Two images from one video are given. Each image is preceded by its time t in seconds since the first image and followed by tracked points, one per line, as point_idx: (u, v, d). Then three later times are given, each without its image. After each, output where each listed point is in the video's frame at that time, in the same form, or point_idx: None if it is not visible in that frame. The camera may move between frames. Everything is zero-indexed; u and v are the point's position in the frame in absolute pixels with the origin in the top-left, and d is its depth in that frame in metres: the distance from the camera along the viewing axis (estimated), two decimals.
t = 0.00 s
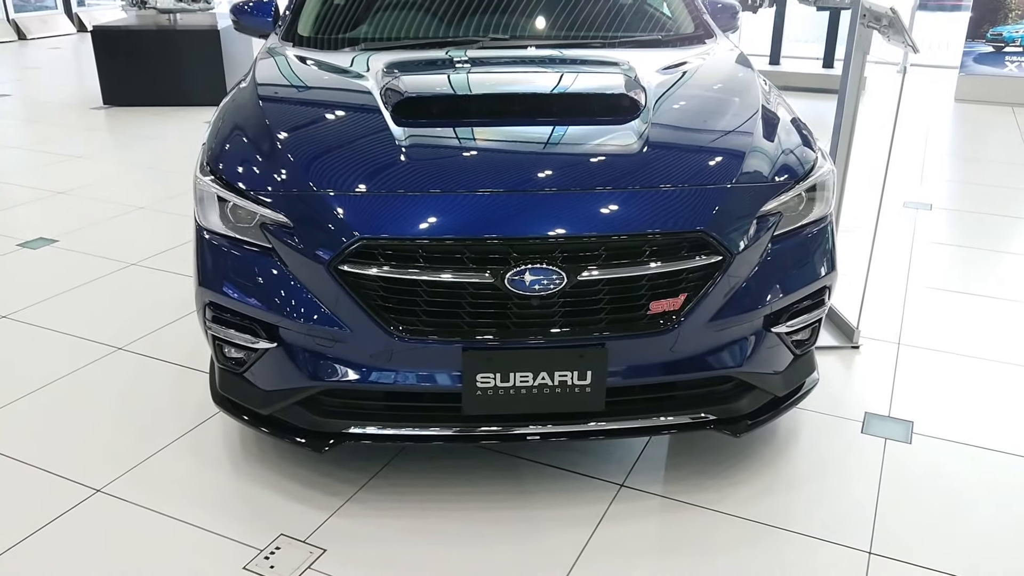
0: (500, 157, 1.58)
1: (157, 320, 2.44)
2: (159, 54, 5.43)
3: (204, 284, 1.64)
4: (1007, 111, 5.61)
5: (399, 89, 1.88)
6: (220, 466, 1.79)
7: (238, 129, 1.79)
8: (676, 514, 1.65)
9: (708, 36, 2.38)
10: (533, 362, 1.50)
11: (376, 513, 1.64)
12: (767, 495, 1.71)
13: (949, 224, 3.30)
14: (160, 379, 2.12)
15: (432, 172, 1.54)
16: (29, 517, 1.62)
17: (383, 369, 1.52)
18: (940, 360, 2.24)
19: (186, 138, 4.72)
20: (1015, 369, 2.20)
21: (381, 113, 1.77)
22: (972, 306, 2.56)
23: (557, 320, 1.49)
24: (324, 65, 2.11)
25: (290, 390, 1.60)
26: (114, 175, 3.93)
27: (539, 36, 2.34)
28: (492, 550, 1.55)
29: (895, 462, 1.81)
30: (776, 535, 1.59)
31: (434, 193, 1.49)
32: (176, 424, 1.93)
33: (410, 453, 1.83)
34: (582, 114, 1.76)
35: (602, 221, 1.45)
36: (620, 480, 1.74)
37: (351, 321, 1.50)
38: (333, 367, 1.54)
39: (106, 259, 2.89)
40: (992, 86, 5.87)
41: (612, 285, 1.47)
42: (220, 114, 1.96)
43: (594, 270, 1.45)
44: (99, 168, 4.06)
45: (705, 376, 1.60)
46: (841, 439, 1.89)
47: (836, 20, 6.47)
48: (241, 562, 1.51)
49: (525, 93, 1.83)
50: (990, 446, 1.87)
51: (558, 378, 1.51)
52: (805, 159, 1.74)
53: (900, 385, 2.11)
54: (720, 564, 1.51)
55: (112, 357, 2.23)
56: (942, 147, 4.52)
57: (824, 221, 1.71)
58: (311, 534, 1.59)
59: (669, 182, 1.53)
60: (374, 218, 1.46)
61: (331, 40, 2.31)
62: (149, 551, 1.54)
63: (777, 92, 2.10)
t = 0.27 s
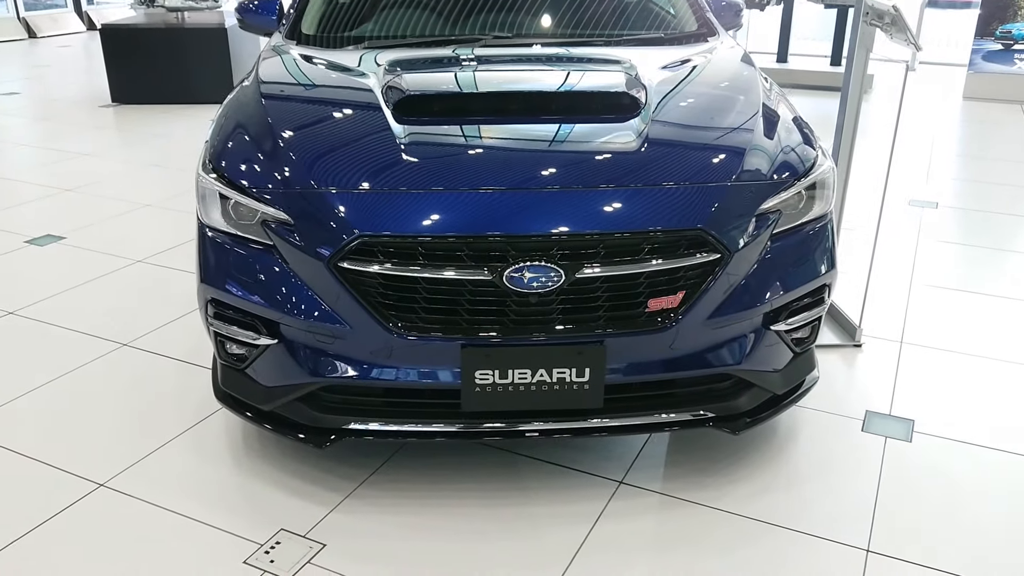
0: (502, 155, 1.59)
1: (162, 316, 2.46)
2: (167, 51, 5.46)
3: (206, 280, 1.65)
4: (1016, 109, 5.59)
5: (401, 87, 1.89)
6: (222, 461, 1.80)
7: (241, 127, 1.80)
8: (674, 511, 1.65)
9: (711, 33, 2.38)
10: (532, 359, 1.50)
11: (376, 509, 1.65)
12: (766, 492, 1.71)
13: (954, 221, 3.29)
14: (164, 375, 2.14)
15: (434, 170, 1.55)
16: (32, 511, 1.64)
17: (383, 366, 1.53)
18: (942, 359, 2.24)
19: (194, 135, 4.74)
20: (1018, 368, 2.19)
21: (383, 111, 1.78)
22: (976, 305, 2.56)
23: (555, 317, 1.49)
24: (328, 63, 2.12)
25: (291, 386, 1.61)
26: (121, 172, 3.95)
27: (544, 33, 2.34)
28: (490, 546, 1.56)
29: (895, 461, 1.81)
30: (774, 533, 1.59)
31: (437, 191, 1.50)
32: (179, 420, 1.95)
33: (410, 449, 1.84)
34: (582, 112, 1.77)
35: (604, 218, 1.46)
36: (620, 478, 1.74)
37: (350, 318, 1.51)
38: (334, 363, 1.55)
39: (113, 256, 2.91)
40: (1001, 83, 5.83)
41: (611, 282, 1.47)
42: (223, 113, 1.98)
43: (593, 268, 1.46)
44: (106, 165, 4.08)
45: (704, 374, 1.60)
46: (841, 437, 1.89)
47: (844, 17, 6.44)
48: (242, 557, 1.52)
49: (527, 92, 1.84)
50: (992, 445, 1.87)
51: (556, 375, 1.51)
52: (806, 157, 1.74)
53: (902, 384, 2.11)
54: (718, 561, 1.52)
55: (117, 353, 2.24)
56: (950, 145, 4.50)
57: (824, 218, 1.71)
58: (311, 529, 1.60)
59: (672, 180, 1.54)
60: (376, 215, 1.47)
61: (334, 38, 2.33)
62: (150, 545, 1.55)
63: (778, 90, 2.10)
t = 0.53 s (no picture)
0: (503, 155, 1.60)
1: (165, 315, 2.48)
2: (175, 51, 5.48)
3: (206, 279, 1.66)
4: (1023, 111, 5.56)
5: (403, 87, 1.90)
6: (222, 459, 1.81)
7: (243, 127, 1.81)
8: (672, 511, 1.65)
9: (713, 35, 2.39)
10: (531, 359, 1.51)
11: (374, 507, 1.66)
12: (764, 493, 1.71)
13: (958, 224, 3.28)
14: (166, 373, 2.15)
15: (435, 169, 1.56)
16: (33, 508, 1.65)
17: (383, 365, 1.54)
18: (944, 361, 2.23)
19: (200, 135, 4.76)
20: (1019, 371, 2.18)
21: (384, 111, 1.79)
22: (979, 307, 2.55)
23: (554, 317, 1.50)
24: (331, 63, 2.13)
25: (290, 384, 1.62)
26: (127, 171, 3.98)
27: (547, 34, 2.35)
28: (487, 545, 1.56)
29: (895, 463, 1.81)
30: (772, 534, 1.59)
31: (439, 190, 1.51)
32: (180, 418, 1.96)
33: (410, 448, 1.84)
34: (583, 113, 1.77)
35: (606, 219, 1.46)
36: (618, 478, 1.75)
37: (349, 316, 1.51)
38: (332, 362, 1.56)
39: (117, 254, 2.93)
40: (1008, 85, 5.82)
41: (608, 282, 1.48)
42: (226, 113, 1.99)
43: (591, 268, 1.46)
44: (113, 164, 4.11)
45: (703, 375, 1.60)
46: (841, 439, 1.89)
47: (850, 19, 6.43)
48: (240, 554, 1.53)
49: (528, 92, 1.84)
50: (992, 448, 1.86)
51: (554, 375, 1.52)
52: (806, 158, 1.74)
53: (903, 386, 2.11)
54: (715, 562, 1.52)
55: (120, 351, 2.26)
56: (955, 147, 4.49)
57: (824, 219, 1.71)
58: (309, 527, 1.61)
59: (674, 180, 1.54)
60: (377, 215, 1.48)
61: (338, 38, 2.34)
62: (149, 541, 1.56)
63: (779, 92, 2.10)
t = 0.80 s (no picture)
0: (505, 160, 1.60)
1: (170, 317, 2.49)
2: (181, 54, 5.50)
3: (209, 282, 1.67)
4: None
5: (407, 91, 1.91)
6: (224, 462, 1.82)
7: (247, 132, 1.82)
8: (673, 516, 1.66)
9: (717, 41, 2.39)
10: (532, 363, 1.51)
11: (375, 511, 1.66)
12: (765, 499, 1.71)
13: (963, 229, 3.27)
14: (170, 375, 2.16)
15: (437, 175, 1.56)
16: (35, 510, 1.66)
17: (384, 369, 1.54)
18: (947, 367, 2.22)
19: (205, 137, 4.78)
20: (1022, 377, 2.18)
21: (387, 116, 1.80)
22: (982, 313, 2.54)
23: (554, 322, 1.50)
24: (335, 67, 2.14)
25: (292, 388, 1.63)
26: (133, 173, 3.99)
27: (550, 39, 2.35)
28: (487, 550, 1.56)
29: (896, 469, 1.80)
30: (772, 540, 1.59)
31: (442, 195, 1.51)
32: (182, 421, 1.97)
33: (411, 452, 1.85)
34: (585, 118, 1.77)
35: (608, 224, 1.47)
36: (619, 483, 1.75)
37: (351, 321, 1.52)
38: (333, 365, 1.56)
39: (123, 256, 2.94)
40: (1015, 90, 5.79)
41: (610, 288, 1.48)
42: (230, 118, 2.00)
43: (593, 273, 1.46)
44: (118, 166, 4.12)
45: (704, 380, 1.60)
46: (843, 445, 1.88)
47: (857, 22, 6.42)
48: (241, 557, 1.53)
49: (531, 97, 1.84)
50: (995, 455, 1.86)
51: (555, 380, 1.52)
52: (808, 164, 1.75)
53: (905, 392, 2.10)
54: (714, 568, 1.52)
55: (124, 353, 2.27)
56: (961, 152, 4.47)
57: (825, 226, 1.71)
58: (310, 530, 1.61)
59: (676, 185, 1.55)
60: (379, 220, 1.48)
61: (341, 42, 2.34)
62: (151, 544, 1.57)
63: (782, 97, 2.10)
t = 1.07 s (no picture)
0: (509, 166, 1.60)
1: (174, 321, 2.49)
2: (186, 57, 5.51)
3: (213, 287, 1.67)
4: None
5: (411, 97, 1.92)
6: (227, 466, 1.82)
7: (251, 137, 1.83)
8: (675, 523, 1.66)
9: (721, 47, 2.38)
10: (535, 370, 1.51)
11: (378, 517, 1.66)
12: (768, 506, 1.71)
13: (967, 234, 3.27)
14: (173, 379, 2.17)
15: (441, 182, 1.56)
16: (39, 514, 1.67)
17: (386, 375, 1.55)
18: (950, 374, 2.22)
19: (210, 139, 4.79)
20: None
21: (391, 122, 1.80)
22: (985, 319, 2.54)
23: (557, 329, 1.50)
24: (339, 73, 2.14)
25: (296, 394, 1.63)
26: (137, 176, 4.00)
27: (553, 45, 2.36)
28: (490, 556, 1.57)
29: (899, 477, 1.80)
30: (775, 547, 1.59)
31: (446, 202, 1.52)
32: (186, 425, 1.97)
33: (414, 458, 1.85)
34: (589, 124, 1.78)
35: (611, 231, 1.47)
36: (621, 489, 1.75)
37: (354, 327, 1.52)
38: (336, 371, 1.57)
39: (126, 260, 2.95)
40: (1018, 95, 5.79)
41: (612, 296, 1.48)
42: (235, 123, 2.00)
43: (596, 281, 1.47)
44: (122, 169, 4.13)
45: (706, 387, 1.60)
46: (846, 452, 1.88)
47: (862, 26, 6.41)
48: (244, 562, 1.54)
49: (535, 104, 1.85)
50: (997, 463, 1.86)
51: (558, 387, 1.52)
52: (811, 171, 1.75)
53: (908, 399, 2.10)
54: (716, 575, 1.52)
55: (128, 357, 2.27)
56: (965, 157, 4.47)
57: (829, 233, 1.72)
58: (313, 536, 1.61)
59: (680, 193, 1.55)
60: (383, 226, 1.49)
61: (345, 48, 2.35)
62: (154, 549, 1.57)
63: (785, 103, 2.11)
